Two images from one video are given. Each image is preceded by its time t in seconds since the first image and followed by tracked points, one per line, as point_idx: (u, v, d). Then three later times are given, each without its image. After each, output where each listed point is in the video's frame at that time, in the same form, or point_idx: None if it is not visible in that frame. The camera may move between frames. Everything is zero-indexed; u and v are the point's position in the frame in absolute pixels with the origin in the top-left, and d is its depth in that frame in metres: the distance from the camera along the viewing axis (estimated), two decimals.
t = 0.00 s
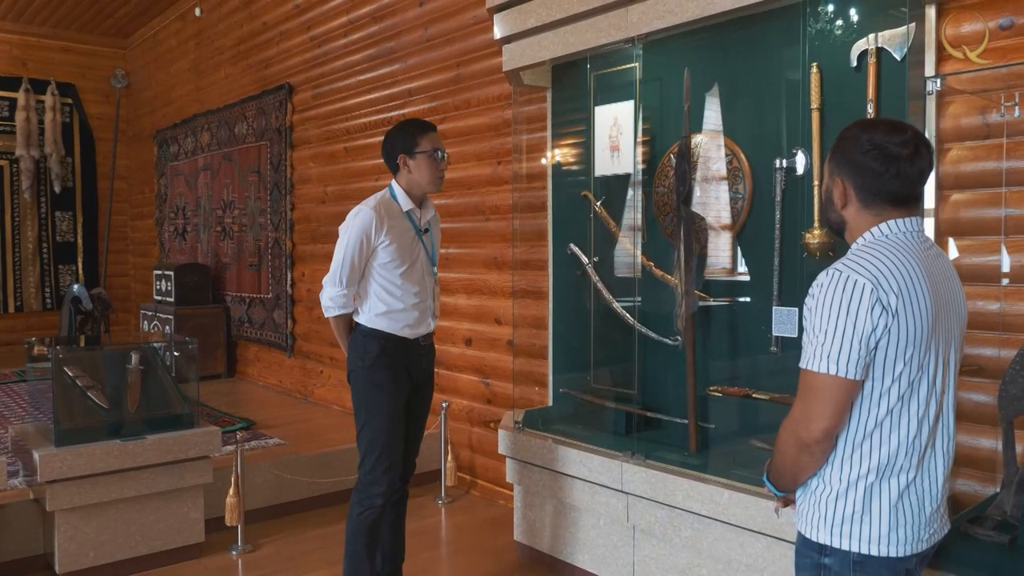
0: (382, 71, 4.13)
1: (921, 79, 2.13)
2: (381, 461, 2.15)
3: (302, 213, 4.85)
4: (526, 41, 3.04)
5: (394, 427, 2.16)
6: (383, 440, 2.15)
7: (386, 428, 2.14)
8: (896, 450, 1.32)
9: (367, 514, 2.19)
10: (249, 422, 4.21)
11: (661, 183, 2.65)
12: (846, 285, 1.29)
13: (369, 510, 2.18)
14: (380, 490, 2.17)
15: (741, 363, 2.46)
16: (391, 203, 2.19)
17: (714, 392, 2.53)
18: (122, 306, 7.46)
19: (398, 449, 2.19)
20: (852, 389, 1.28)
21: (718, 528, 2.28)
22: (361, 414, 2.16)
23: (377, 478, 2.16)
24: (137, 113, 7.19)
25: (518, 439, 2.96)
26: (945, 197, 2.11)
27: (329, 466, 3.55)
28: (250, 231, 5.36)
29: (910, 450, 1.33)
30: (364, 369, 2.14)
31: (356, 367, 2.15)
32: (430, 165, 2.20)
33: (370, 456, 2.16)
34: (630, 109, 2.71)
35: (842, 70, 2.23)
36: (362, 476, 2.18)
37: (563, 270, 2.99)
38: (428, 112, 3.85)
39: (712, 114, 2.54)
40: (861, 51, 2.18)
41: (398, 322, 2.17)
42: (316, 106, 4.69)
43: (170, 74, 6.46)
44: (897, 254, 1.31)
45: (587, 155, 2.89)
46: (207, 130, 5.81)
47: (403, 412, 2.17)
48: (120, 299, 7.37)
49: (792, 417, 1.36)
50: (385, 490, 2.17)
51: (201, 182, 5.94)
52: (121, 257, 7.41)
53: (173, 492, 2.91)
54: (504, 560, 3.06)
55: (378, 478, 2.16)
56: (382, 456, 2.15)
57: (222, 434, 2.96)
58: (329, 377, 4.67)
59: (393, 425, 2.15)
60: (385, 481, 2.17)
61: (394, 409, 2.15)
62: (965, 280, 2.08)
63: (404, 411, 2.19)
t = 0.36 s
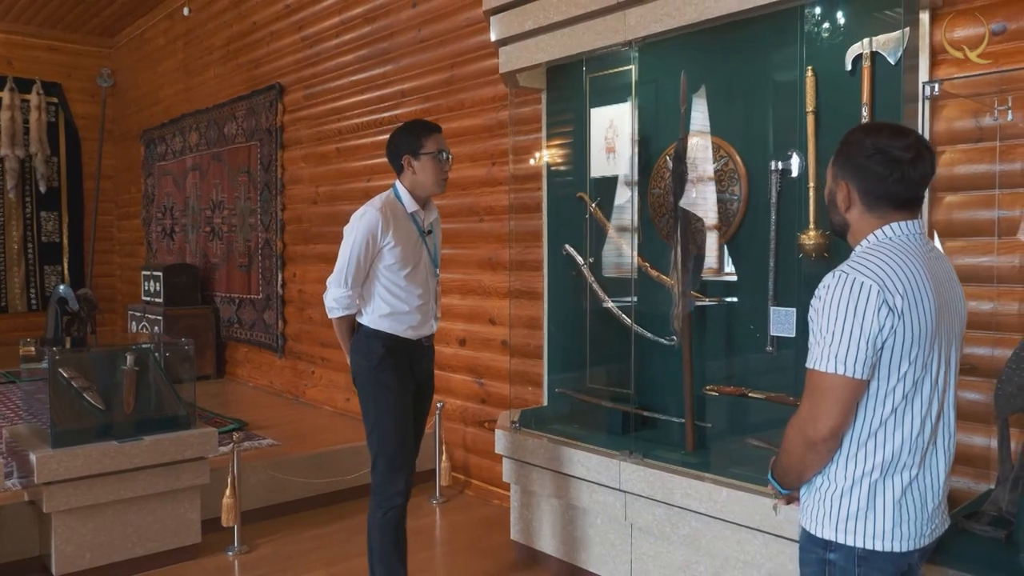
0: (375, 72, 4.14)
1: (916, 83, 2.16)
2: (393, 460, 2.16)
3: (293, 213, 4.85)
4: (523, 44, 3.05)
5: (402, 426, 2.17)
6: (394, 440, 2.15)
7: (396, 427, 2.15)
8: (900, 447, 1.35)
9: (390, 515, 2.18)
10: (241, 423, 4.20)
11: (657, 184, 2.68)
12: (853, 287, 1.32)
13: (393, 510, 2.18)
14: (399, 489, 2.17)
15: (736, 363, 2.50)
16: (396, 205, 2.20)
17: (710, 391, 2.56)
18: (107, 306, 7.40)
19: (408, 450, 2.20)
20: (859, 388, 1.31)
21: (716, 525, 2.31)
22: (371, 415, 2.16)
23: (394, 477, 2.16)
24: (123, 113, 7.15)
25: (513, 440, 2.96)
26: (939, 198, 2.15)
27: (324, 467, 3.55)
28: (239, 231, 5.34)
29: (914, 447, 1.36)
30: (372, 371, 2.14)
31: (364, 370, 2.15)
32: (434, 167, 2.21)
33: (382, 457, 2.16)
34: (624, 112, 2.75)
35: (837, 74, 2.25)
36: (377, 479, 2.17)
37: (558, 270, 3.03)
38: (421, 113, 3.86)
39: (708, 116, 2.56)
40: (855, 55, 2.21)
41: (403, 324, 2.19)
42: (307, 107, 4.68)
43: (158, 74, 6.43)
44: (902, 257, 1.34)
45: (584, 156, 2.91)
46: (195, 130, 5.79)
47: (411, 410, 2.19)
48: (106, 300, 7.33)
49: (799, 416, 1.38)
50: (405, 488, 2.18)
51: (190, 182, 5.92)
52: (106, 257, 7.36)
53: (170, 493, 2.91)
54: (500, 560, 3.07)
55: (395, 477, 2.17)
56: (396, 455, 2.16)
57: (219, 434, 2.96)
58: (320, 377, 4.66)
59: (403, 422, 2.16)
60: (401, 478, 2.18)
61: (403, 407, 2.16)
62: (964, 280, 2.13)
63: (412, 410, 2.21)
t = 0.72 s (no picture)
0: (368, 73, 4.14)
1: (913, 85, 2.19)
2: (401, 464, 2.17)
3: (284, 213, 4.83)
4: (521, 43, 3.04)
5: (411, 429, 2.18)
6: (402, 443, 2.16)
7: (406, 430, 2.16)
8: (906, 444, 1.38)
9: (396, 518, 2.19)
10: (234, 424, 4.18)
11: (655, 185, 2.70)
12: (860, 287, 1.34)
13: (399, 513, 2.19)
14: (406, 492, 2.19)
15: (735, 361, 2.53)
16: (404, 205, 2.21)
17: (708, 390, 2.58)
18: (94, 307, 7.34)
19: (415, 454, 2.21)
20: (866, 386, 1.33)
21: (715, 522, 2.33)
22: (380, 418, 2.17)
23: (401, 481, 2.18)
24: (109, 112, 7.10)
25: (511, 440, 2.97)
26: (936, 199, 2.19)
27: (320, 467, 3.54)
28: (230, 231, 5.32)
29: (919, 445, 1.39)
30: (383, 375, 2.15)
31: (376, 373, 2.16)
32: (440, 165, 2.23)
33: (390, 460, 2.17)
34: (621, 112, 2.76)
35: (834, 76, 2.28)
36: (383, 481, 2.18)
37: (556, 271, 3.04)
38: (414, 113, 3.86)
39: (706, 117, 2.58)
40: (852, 58, 2.23)
41: (415, 324, 2.20)
42: (299, 106, 4.67)
43: (146, 73, 6.39)
44: (908, 257, 1.36)
45: (581, 156, 2.92)
46: (184, 129, 5.76)
47: (420, 413, 2.20)
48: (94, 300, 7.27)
49: (806, 414, 1.40)
50: (411, 491, 2.20)
51: (179, 181, 5.88)
52: (93, 257, 7.31)
53: (167, 494, 2.90)
54: (497, 559, 3.08)
55: (401, 480, 2.18)
56: (403, 459, 2.17)
57: (215, 434, 2.96)
58: (312, 378, 4.65)
59: (412, 426, 2.18)
60: (408, 482, 2.19)
61: (412, 411, 2.17)
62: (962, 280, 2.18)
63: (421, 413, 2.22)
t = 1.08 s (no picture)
0: (359, 72, 4.12)
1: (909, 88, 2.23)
2: (404, 468, 2.16)
3: (273, 213, 4.80)
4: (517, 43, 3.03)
5: (416, 434, 2.17)
6: (406, 448, 2.16)
7: (411, 435, 2.16)
8: (914, 443, 1.39)
9: (396, 522, 2.18)
10: (224, 425, 4.15)
11: (651, 185, 2.70)
12: (870, 287, 1.35)
13: (398, 518, 2.17)
14: (408, 497, 2.18)
15: (731, 361, 2.54)
16: (405, 203, 2.20)
17: (705, 389, 2.59)
18: (77, 307, 7.26)
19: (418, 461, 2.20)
20: (876, 385, 1.34)
21: (714, 521, 2.34)
22: (383, 422, 2.16)
23: (403, 486, 2.17)
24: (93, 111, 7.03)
25: (507, 440, 2.97)
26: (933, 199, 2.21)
27: (313, 468, 3.52)
28: (217, 231, 5.28)
29: (927, 443, 1.40)
30: (389, 380, 2.14)
31: (383, 377, 2.15)
32: (444, 161, 2.22)
33: (393, 464, 2.16)
34: (617, 113, 2.77)
35: (831, 78, 2.28)
36: (383, 486, 2.18)
37: (551, 270, 3.04)
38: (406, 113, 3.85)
39: (701, 117, 2.58)
40: (849, 60, 2.24)
41: (420, 324, 2.19)
42: (288, 105, 4.64)
43: (130, 70, 6.33)
44: (916, 258, 1.37)
45: (576, 155, 2.92)
46: (170, 128, 5.70)
47: (426, 418, 2.19)
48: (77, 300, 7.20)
49: (815, 413, 1.41)
50: (413, 497, 2.19)
51: (164, 181, 5.83)
52: (76, 257, 7.23)
53: (160, 497, 2.87)
54: (492, 559, 3.07)
55: (403, 485, 2.17)
56: (406, 464, 2.16)
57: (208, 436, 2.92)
58: (302, 379, 4.63)
59: (417, 432, 2.17)
60: (410, 487, 2.18)
61: (418, 416, 2.16)
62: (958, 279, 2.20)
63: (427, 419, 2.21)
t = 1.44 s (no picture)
0: (347, 70, 4.09)
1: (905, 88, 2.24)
2: (403, 472, 2.15)
3: (259, 212, 4.76)
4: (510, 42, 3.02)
5: (415, 438, 2.16)
6: (406, 452, 2.15)
7: (411, 439, 2.15)
8: (922, 441, 1.40)
9: (393, 526, 2.17)
10: (210, 426, 4.11)
11: (645, 185, 2.70)
12: (879, 287, 1.36)
13: (395, 522, 2.16)
14: (406, 501, 2.17)
15: (726, 360, 2.55)
16: (405, 201, 2.18)
17: (700, 388, 2.60)
18: (56, 308, 7.16)
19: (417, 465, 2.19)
20: (884, 384, 1.35)
21: (711, 520, 2.35)
22: (383, 426, 2.14)
23: (401, 490, 2.16)
24: (72, 108, 6.94)
25: (501, 441, 2.97)
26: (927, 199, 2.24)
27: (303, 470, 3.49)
28: (201, 230, 5.22)
29: (934, 441, 1.41)
30: (390, 384, 2.13)
31: (384, 380, 2.14)
32: (447, 159, 2.22)
33: (392, 467, 2.15)
34: (611, 112, 2.76)
35: (826, 79, 2.31)
36: (381, 489, 2.17)
37: (545, 270, 3.03)
38: (396, 112, 3.83)
39: (696, 117, 2.59)
40: (844, 61, 2.27)
41: (420, 324, 2.18)
42: (274, 104, 4.60)
43: (111, 68, 6.25)
44: (923, 257, 1.38)
45: (570, 155, 2.91)
46: (153, 126, 5.64)
47: (426, 421, 2.18)
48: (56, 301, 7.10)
49: (824, 412, 1.42)
50: (411, 501, 2.17)
51: (147, 180, 5.76)
52: (56, 257, 7.13)
53: (150, 500, 2.83)
54: (485, 560, 3.07)
55: (401, 489, 2.16)
56: (406, 468, 2.15)
57: (199, 438, 2.89)
58: (288, 379, 4.59)
59: (417, 436, 2.16)
60: (409, 491, 2.17)
61: (418, 419, 2.15)
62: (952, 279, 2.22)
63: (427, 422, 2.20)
